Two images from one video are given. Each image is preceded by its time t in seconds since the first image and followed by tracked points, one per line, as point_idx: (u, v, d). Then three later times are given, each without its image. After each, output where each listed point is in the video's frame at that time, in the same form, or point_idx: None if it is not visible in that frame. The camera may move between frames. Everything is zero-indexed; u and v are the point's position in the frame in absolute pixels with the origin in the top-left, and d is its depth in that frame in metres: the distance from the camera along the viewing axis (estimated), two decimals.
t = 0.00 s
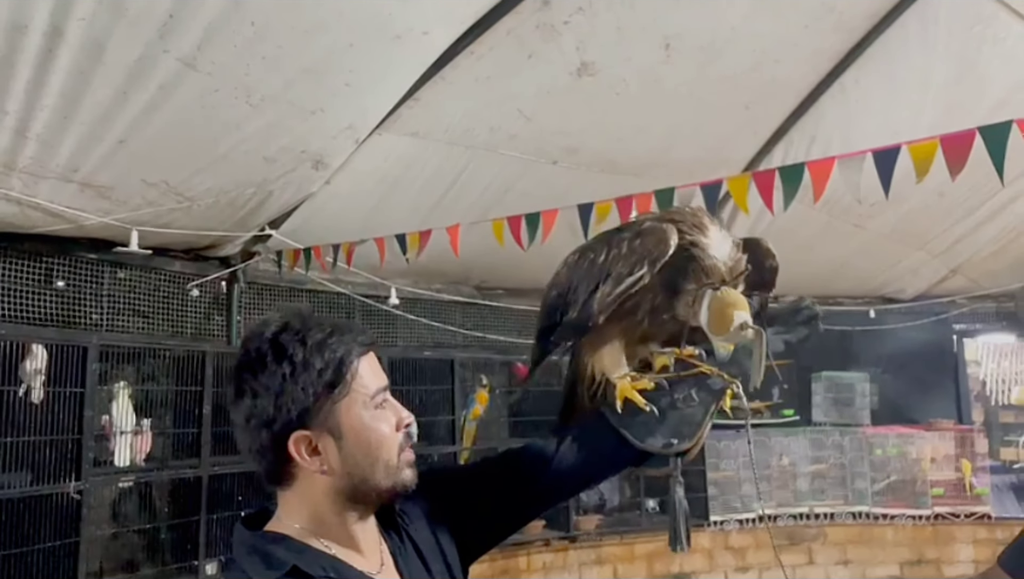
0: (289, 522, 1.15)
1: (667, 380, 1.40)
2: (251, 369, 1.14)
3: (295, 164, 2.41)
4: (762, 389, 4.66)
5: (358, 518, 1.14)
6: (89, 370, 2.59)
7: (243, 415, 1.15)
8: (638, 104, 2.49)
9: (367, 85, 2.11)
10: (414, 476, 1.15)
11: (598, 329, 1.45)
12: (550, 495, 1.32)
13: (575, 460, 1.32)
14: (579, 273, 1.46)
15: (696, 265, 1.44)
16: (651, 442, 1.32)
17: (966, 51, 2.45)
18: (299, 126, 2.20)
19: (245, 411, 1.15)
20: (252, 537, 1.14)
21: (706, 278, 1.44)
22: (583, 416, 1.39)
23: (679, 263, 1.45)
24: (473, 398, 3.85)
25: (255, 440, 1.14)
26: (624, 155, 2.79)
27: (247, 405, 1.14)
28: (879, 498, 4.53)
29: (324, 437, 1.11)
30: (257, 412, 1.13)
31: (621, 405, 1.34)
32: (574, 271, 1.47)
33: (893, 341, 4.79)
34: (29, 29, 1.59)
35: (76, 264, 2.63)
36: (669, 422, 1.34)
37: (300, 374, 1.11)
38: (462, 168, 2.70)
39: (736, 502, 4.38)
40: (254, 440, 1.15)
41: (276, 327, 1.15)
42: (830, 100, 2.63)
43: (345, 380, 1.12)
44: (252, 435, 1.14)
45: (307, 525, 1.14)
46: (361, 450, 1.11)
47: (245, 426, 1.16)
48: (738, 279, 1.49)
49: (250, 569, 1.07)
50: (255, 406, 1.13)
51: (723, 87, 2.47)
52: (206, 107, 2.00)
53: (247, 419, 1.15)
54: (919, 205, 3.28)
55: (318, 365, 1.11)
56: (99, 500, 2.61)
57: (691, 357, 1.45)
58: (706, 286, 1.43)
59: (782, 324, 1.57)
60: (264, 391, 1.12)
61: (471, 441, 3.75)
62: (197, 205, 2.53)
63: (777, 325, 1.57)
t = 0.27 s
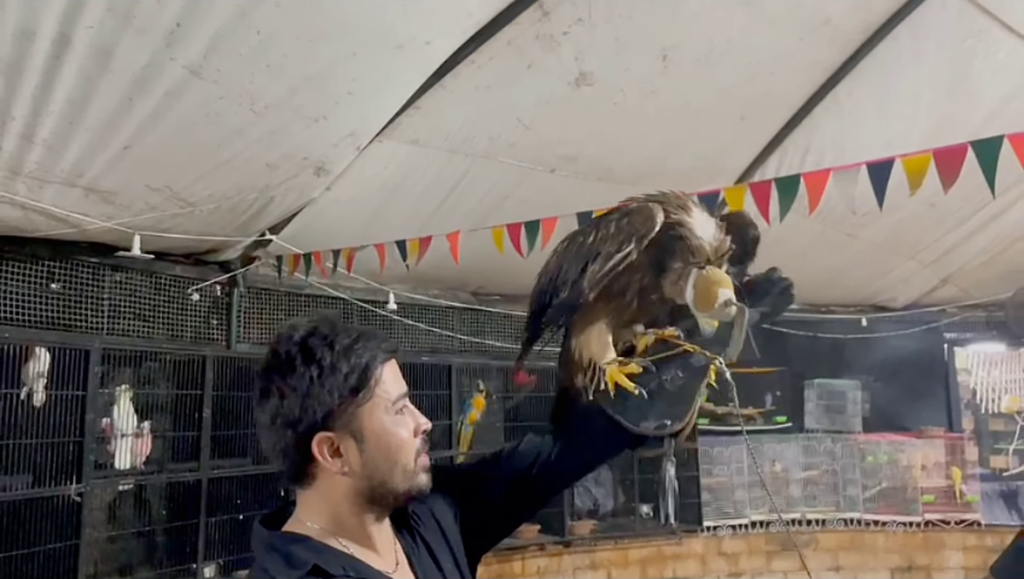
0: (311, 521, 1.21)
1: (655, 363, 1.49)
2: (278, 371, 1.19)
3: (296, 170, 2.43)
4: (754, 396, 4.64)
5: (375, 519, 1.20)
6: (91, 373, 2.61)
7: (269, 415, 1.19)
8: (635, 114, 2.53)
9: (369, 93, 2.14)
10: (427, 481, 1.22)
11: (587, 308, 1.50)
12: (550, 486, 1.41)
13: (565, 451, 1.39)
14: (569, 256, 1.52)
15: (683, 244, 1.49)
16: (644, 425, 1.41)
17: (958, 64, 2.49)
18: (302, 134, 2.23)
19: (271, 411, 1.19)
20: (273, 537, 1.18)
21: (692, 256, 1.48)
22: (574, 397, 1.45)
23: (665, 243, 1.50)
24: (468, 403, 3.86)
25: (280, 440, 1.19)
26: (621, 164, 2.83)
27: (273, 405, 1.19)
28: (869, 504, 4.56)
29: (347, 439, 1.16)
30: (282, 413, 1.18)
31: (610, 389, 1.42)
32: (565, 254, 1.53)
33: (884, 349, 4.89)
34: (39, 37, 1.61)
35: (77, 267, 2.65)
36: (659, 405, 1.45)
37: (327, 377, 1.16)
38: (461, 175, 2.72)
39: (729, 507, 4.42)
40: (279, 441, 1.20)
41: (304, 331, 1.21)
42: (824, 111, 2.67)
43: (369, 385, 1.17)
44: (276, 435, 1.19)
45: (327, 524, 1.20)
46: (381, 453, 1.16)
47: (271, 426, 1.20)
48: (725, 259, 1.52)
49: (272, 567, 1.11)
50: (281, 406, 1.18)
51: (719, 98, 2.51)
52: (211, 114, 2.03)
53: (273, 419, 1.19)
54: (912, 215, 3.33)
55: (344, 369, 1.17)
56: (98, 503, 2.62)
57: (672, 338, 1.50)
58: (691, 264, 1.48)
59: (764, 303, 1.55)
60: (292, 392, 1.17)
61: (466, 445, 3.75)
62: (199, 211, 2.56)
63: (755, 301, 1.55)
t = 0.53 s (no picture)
0: (318, 521, 1.19)
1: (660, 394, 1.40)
2: (293, 371, 1.17)
3: (295, 175, 2.45)
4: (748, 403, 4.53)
5: (383, 519, 1.19)
6: (89, 375, 2.62)
7: (282, 415, 1.18)
8: (631, 122, 2.55)
9: (369, 99, 2.15)
10: (434, 483, 1.20)
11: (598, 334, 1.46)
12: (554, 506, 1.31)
13: (577, 468, 1.28)
14: (575, 288, 1.47)
15: (681, 253, 1.46)
16: (650, 451, 1.29)
17: (950, 76, 2.52)
18: (301, 139, 2.24)
19: (285, 412, 1.17)
20: (282, 534, 1.17)
21: (692, 264, 1.46)
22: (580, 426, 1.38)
23: (667, 253, 1.45)
24: (463, 408, 3.84)
25: (291, 440, 1.18)
26: (617, 172, 2.85)
27: (286, 406, 1.17)
28: (859, 513, 4.58)
29: (357, 441, 1.14)
30: (295, 414, 1.16)
31: (620, 418, 1.31)
32: (570, 285, 1.48)
33: (877, 357, 4.89)
34: (43, 40, 1.62)
35: (76, 269, 2.68)
36: (666, 431, 1.32)
37: (340, 381, 1.15)
38: (458, 182, 2.74)
39: (721, 515, 4.44)
40: (290, 440, 1.18)
41: (319, 334, 1.19)
42: (818, 121, 2.70)
43: (380, 388, 1.16)
44: (288, 435, 1.18)
45: (335, 525, 1.18)
46: (390, 455, 1.14)
47: (283, 425, 1.19)
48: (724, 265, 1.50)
49: (282, 566, 1.10)
50: (294, 407, 1.16)
51: (714, 108, 2.54)
52: (212, 118, 2.04)
53: (285, 419, 1.18)
54: (904, 226, 3.36)
55: (356, 373, 1.15)
56: (94, 505, 2.62)
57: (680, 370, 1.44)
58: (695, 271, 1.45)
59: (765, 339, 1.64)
60: (306, 394, 1.15)
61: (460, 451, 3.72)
62: (198, 214, 2.57)
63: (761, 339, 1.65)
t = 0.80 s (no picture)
0: (326, 515, 1.20)
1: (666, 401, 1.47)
2: (305, 369, 1.19)
3: (295, 178, 2.47)
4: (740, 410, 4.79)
5: (390, 516, 1.20)
6: (88, 375, 2.64)
7: (295, 412, 1.20)
8: (629, 129, 2.57)
9: (369, 104, 2.17)
10: (440, 481, 1.21)
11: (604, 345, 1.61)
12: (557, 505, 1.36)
13: (584, 467, 1.35)
14: (585, 298, 1.64)
15: (692, 284, 1.59)
16: (653, 455, 1.35)
17: (944, 85, 2.55)
18: (302, 142, 2.26)
19: (297, 409, 1.19)
20: (291, 529, 1.19)
21: (701, 294, 1.58)
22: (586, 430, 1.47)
23: (676, 282, 1.60)
24: (459, 411, 3.85)
25: (303, 436, 1.19)
26: (614, 178, 2.87)
27: (299, 403, 1.19)
28: (852, 518, 4.59)
29: (366, 438, 1.15)
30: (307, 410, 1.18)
31: (621, 420, 1.41)
32: (581, 295, 1.64)
33: (871, 363, 4.93)
34: (48, 43, 1.64)
35: (75, 270, 2.70)
36: (668, 437, 1.38)
37: (352, 379, 1.16)
38: (456, 186, 2.76)
39: (714, 519, 4.45)
40: (301, 435, 1.19)
41: (332, 333, 1.21)
42: (813, 129, 2.72)
43: (390, 387, 1.17)
44: (300, 432, 1.19)
45: (343, 520, 1.19)
46: (399, 453, 1.16)
47: (295, 421, 1.20)
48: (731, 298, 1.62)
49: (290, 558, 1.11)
50: (306, 405, 1.18)
51: (711, 115, 2.56)
52: (214, 121, 2.06)
53: (298, 416, 1.19)
54: (898, 233, 3.39)
55: (368, 371, 1.17)
56: (92, 506, 2.62)
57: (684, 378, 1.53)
58: (702, 301, 1.56)
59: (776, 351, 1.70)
60: (318, 391, 1.17)
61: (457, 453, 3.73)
62: (198, 216, 2.59)
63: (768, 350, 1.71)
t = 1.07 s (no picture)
0: (335, 512, 1.21)
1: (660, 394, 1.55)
2: (314, 371, 1.20)
3: (295, 182, 2.49)
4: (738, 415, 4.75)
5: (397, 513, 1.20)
6: (89, 376, 2.65)
7: (304, 413, 1.21)
8: (627, 135, 2.60)
9: (369, 109, 2.19)
10: (446, 478, 1.22)
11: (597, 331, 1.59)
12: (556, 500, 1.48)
13: (576, 468, 1.48)
14: (580, 283, 1.61)
15: (687, 279, 1.57)
16: (648, 454, 1.51)
17: (939, 94, 2.58)
18: (302, 146, 2.28)
19: (306, 410, 1.20)
20: (300, 527, 1.20)
21: (695, 290, 1.57)
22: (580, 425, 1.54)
23: (671, 275, 1.58)
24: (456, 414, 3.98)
25: (312, 436, 1.20)
26: (612, 183, 2.89)
27: (307, 404, 1.20)
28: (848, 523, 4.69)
29: (376, 435, 1.17)
30: (315, 410, 1.19)
31: (615, 414, 1.52)
32: (578, 279, 1.61)
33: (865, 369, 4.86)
34: (52, 47, 1.66)
35: (76, 272, 2.73)
36: (661, 436, 1.53)
37: (360, 379, 1.18)
38: (454, 191, 2.79)
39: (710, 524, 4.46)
40: (309, 435, 1.21)
41: (340, 334, 1.22)
42: (809, 136, 2.75)
43: (396, 386, 1.18)
44: (309, 432, 1.20)
45: (352, 517, 1.20)
46: (406, 450, 1.16)
47: (303, 422, 1.22)
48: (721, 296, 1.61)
49: (300, 554, 1.12)
50: (315, 406, 1.19)
51: (708, 122, 2.59)
52: (216, 125, 2.08)
53: (307, 416, 1.21)
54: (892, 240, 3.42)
55: (375, 371, 1.18)
56: (91, 507, 2.63)
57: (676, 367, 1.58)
58: (694, 297, 1.57)
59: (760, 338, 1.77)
60: (327, 391, 1.18)
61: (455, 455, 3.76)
62: (199, 219, 2.61)
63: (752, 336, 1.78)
